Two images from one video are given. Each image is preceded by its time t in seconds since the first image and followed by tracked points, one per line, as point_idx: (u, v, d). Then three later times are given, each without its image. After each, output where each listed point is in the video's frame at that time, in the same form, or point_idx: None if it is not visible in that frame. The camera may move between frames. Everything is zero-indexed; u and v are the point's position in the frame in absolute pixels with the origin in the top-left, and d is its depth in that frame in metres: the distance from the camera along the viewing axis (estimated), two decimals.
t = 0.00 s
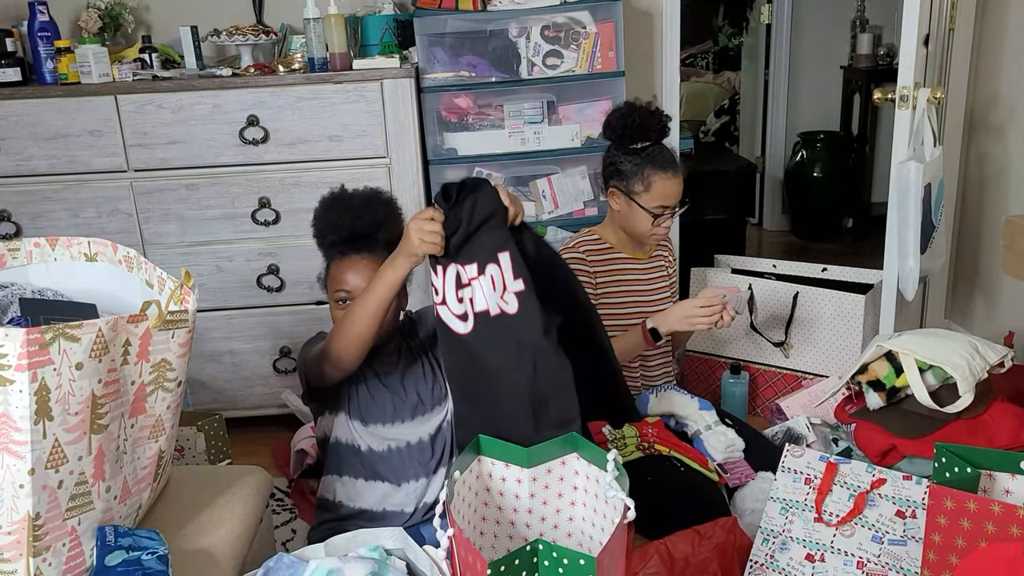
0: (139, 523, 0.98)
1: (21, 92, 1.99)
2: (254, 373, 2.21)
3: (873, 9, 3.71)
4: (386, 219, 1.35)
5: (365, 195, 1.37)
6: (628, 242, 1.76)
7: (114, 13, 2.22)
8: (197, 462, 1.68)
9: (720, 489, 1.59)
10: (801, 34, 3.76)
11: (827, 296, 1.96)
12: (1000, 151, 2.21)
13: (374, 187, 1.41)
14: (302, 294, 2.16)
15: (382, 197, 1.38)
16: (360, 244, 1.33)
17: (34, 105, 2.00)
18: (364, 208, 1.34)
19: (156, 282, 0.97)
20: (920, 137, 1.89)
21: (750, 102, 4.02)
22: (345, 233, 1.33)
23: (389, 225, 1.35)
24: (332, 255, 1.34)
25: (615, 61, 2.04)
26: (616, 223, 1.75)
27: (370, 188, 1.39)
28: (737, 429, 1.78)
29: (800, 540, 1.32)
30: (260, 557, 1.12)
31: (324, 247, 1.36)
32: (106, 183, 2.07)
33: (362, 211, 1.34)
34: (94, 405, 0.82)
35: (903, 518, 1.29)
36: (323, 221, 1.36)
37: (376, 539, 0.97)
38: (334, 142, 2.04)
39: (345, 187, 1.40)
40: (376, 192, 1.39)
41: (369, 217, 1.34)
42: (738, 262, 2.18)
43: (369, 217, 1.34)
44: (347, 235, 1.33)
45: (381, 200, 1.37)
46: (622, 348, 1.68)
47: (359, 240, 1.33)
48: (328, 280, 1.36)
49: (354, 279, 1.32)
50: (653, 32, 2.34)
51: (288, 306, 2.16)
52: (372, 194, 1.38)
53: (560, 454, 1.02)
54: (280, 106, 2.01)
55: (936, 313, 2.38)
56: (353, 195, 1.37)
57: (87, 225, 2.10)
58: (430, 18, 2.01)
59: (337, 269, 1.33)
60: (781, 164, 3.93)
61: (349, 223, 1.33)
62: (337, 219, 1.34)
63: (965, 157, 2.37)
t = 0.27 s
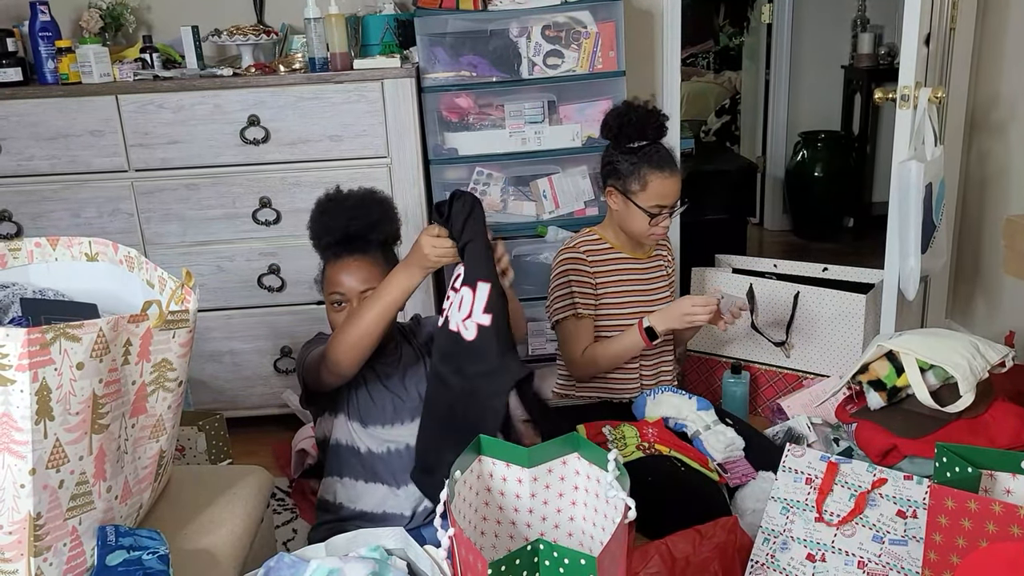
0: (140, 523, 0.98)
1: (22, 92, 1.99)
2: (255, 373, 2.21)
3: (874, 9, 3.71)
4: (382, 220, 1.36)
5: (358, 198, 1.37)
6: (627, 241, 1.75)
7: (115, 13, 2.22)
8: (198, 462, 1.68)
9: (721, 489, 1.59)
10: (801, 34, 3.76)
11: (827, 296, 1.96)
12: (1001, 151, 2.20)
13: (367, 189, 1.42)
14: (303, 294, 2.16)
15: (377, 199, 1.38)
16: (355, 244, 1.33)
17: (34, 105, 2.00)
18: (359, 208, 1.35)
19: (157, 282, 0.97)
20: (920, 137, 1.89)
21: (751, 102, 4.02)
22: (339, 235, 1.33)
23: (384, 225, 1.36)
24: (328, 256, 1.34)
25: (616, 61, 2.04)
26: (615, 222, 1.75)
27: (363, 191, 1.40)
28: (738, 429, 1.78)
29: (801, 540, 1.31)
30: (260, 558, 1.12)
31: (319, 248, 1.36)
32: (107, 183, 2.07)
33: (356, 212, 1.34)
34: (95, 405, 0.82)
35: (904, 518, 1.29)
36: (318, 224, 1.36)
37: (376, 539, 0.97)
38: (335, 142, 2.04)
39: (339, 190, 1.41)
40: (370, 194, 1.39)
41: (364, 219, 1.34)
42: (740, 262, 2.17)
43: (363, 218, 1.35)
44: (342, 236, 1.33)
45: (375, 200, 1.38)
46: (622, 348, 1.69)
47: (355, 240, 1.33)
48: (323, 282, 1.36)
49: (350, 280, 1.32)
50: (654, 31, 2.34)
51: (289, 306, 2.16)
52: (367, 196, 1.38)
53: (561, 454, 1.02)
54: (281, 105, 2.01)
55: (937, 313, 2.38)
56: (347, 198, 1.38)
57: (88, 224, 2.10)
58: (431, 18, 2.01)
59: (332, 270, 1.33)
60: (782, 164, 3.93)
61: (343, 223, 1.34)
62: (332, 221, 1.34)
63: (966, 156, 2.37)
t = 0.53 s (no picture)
0: (141, 523, 0.98)
1: (23, 93, 1.99)
2: (257, 374, 2.21)
3: (875, 9, 3.71)
4: (381, 220, 1.35)
5: (354, 197, 1.34)
6: (627, 242, 1.75)
7: (116, 14, 2.22)
8: (200, 462, 1.67)
9: (722, 490, 1.59)
10: (802, 34, 3.76)
11: (828, 297, 1.96)
12: (1002, 150, 2.20)
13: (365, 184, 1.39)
14: (304, 295, 2.16)
15: (374, 198, 1.36)
16: (355, 247, 1.33)
17: (36, 105, 2.00)
18: (356, 211, 1.33)
19: (159, 283, 0.97)
20: (921, 137, 1.89)
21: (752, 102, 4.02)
22: (337, 237, 1.32)
23: (382, 225, 1.35)
24: (328, 259, 1.34)
25: (616, 61, 2.04)
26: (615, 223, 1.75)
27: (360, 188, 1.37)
28: (739, 429, 1.79)
29: (802, 541, 1.32)
30: (262, 558, 1.12)
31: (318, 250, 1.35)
32: (108, 184, 2.07)
33: (354, 215, 1.33)
34: (96, 406, 0.82)
35: (905, 518, 1.28)
36: (315, 226, 1.34)
37: (378, 539, 0.97)
38: (336, 142, 2.04)
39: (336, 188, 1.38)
40: (367, 192, 1.36)
41: (362, 220, 1.33)
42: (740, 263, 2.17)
43: (361, 219, 1.33)
44: (340, 239, 1.32)
45: (374, 201, 1.35)
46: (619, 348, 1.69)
47: (354, 243, 1.32)
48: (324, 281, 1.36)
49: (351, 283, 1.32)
50: (655, 32, 2.34)
51: (291, 307, 2.17)
52: (365, 194, 1.35)
53: (563, 454, 1.02)
54: (282, 106, 2.01)
55: (938, 313, 2.37)
56: (344, 197, 1.35)
57: (90, 225, 2.10)
58: (432, 18, 2.01)
59: (333, 272, 1.33)
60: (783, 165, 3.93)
61: (340, 226, 1.32)
62: (329, 224, 1.32)
63: (967, 157, 2.37)
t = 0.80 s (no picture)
0: (142, 523, 0.98)
1: (24, 94, 2.00)
2: (258, 374, 2.21)
3: (876, 9, 3.71)
4: (380, 222, 1.35)
5: (356, 200, 1.35)
6: (627, 242, 1.75)
7: (116, 15, 2.22)
8: (200, 462, 1.68)
9: (722, 489, 1.59)
10: (803, 34, 3.76)
11: (828, 297, 1.96)
12: (1003, 150, 2.20)
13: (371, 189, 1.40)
14: (305, 295, 2.16)
15: (378, 200, 1.37)
16: (357, 249, 1.33)
17: (37, 106, 2.00)
18: (356, 211, 1.34)
19: (160, 283, 0.97)
20: (922, 136, 1.89)
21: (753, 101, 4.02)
22: (340, 240, 1.33)
23: (384, 227, 1.35)
24: (331, 261, 1.35)
25: (617, 61, 2.04)
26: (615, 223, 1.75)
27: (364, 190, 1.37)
28: (739, 429, 1.79)
29: (803, 541, 1.32)
30: (263, 558, 1.12)
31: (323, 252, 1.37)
32: (109, 184, 2.07)
33: (354, 215, 1.33)
34: (97, 406, 0.83)
35: (906, 518, 1.28)
36: (319, 228, 1.36)
37: (378, 540, 0.97)
38: (337, 142, 2.04)
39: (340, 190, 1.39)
40: (371, 194, 1.37)
41: (364, 221, 1.34)
42: (741, 263, 2.17)
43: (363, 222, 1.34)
44: (343, 242, 1.33)
45: (376, 202, 1.36)
46: (618, 347, 1.69)
47: (356, 245, 1.33)
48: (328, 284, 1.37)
49: (352, 286, 1.32)
50: (656, 32, 2.34)
51: (291, 307, 2.17)
52: (369, 196, 1.36)
53: (563, 454, 1.02)
54: (283, 106, 2.01)
55: (939, 313, 2.37)
56: (348, 198, 1.36)
57: (91, 225, 2.10)
58: (433, 18, 2.01)
59: (336, 275, 1.34)
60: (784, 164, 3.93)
61: (342, 228, 1.33)
62: (331, 226, 1.34)
63: (968, 156, 2.37)
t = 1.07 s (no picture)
0: (143, 524, 0.98)
1: (25, 95, 2.00)
2: (258, 374, 2.21)
3: (876, 9, 3.71)
4: (383, 226, 1.34)
5: (358, 201, 1.33)
6: (627, 243, 1.75)
7: (117, 15, 2.23)
8: (201, 463, 1.68)
9: (723, 489, 1.59)
10: (803, 34, 3.76)
11: (829, 297, 1.96)
12: (1004, 150, 2.20)
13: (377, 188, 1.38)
14: (306, 295, 2.16)
15: (381, 202, 1.35)
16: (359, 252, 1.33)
17: (37, 106, 2.00)
18: (360, 214, 1.33)
19: (160, 284, 0.97)
20: (922, 136, 1.89)
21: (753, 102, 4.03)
22: (343, 242, 1.32)
23: (386, 230, 1.34)
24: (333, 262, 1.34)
25: (618, 61, 2.04)
26: (615, 223, 1.75)
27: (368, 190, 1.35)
28: (740, 429, 1.79)
29: (804, 541, 1.32)
30: (263, 558, 1.13)
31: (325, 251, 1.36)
32: (109, 185, 2.07)
33: (358, 219, 1.32)
34: (97, 406, 0.83)
35: (907, 518, 1.28)
36: (322, 227, 1.35)
37: (378, 540, 0.97)
38: (337, 143, 2.04)
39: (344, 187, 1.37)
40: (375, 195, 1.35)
41: (366, 224, 1.33)
42: (742, 263, 2.17)
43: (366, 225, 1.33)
44: (346, 244, 1.32)
45: (381, 205, 1.34)
46: (619, 347, 1.69)
47: (358, 248, 1.32)
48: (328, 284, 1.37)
49: (353, 290, 1.31)
50: (656, 32, 2.34)
51: (292, 307, 2.17)
52: (372, 197, 1.34)
53: (564, 455, 1.02)
54: (284, 107, 2.01)
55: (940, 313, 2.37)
56: (351, 199, 1.34)
57: (91, 226, 2.10)
58: (434, 19, 2.01)
59: (337, 277, 1.33)
60: (784, 164, 3.93)
61: (344, 231, 1.32)
62: (334, 227, 1.32)
63: (969, 156, 2.37)
